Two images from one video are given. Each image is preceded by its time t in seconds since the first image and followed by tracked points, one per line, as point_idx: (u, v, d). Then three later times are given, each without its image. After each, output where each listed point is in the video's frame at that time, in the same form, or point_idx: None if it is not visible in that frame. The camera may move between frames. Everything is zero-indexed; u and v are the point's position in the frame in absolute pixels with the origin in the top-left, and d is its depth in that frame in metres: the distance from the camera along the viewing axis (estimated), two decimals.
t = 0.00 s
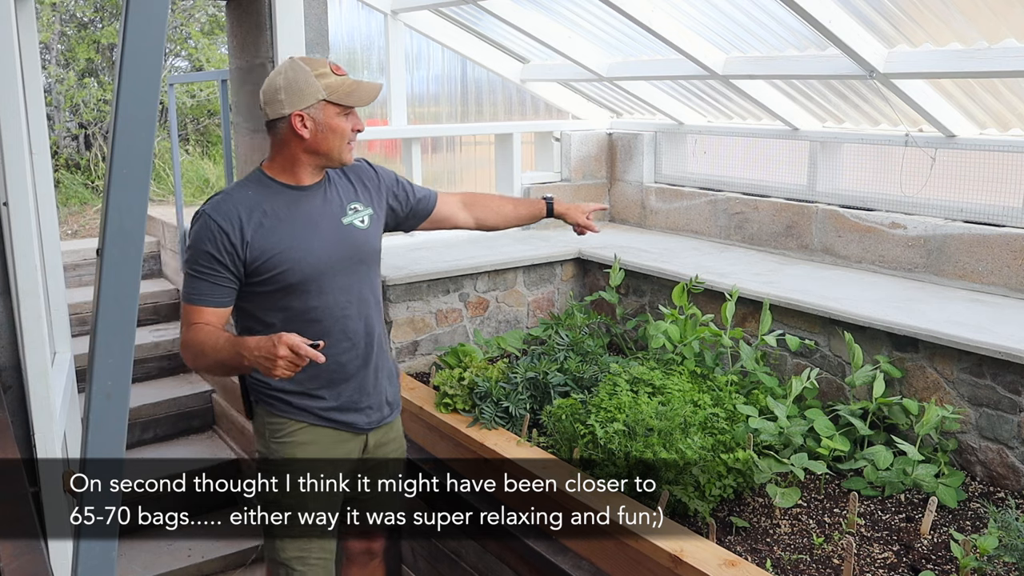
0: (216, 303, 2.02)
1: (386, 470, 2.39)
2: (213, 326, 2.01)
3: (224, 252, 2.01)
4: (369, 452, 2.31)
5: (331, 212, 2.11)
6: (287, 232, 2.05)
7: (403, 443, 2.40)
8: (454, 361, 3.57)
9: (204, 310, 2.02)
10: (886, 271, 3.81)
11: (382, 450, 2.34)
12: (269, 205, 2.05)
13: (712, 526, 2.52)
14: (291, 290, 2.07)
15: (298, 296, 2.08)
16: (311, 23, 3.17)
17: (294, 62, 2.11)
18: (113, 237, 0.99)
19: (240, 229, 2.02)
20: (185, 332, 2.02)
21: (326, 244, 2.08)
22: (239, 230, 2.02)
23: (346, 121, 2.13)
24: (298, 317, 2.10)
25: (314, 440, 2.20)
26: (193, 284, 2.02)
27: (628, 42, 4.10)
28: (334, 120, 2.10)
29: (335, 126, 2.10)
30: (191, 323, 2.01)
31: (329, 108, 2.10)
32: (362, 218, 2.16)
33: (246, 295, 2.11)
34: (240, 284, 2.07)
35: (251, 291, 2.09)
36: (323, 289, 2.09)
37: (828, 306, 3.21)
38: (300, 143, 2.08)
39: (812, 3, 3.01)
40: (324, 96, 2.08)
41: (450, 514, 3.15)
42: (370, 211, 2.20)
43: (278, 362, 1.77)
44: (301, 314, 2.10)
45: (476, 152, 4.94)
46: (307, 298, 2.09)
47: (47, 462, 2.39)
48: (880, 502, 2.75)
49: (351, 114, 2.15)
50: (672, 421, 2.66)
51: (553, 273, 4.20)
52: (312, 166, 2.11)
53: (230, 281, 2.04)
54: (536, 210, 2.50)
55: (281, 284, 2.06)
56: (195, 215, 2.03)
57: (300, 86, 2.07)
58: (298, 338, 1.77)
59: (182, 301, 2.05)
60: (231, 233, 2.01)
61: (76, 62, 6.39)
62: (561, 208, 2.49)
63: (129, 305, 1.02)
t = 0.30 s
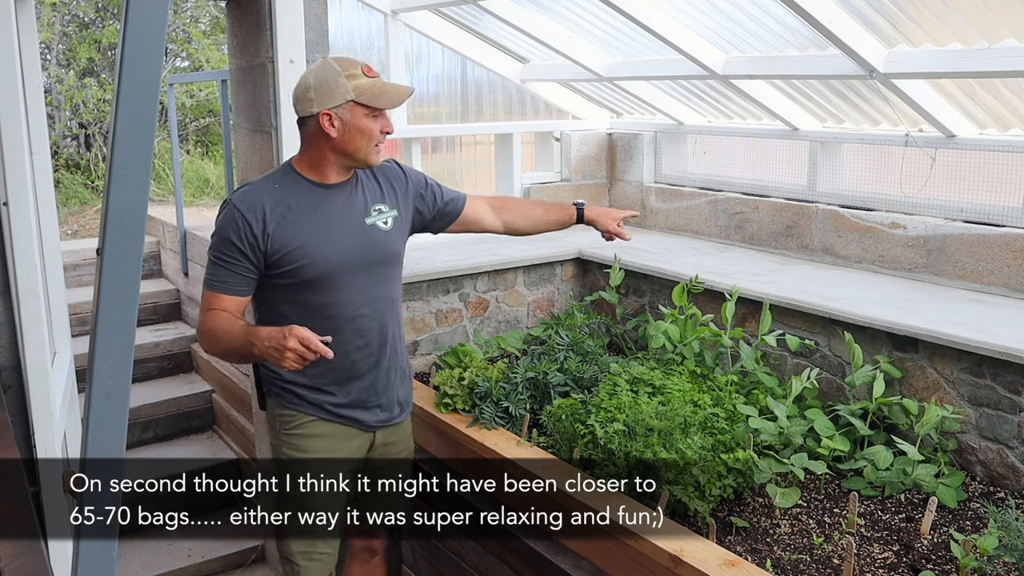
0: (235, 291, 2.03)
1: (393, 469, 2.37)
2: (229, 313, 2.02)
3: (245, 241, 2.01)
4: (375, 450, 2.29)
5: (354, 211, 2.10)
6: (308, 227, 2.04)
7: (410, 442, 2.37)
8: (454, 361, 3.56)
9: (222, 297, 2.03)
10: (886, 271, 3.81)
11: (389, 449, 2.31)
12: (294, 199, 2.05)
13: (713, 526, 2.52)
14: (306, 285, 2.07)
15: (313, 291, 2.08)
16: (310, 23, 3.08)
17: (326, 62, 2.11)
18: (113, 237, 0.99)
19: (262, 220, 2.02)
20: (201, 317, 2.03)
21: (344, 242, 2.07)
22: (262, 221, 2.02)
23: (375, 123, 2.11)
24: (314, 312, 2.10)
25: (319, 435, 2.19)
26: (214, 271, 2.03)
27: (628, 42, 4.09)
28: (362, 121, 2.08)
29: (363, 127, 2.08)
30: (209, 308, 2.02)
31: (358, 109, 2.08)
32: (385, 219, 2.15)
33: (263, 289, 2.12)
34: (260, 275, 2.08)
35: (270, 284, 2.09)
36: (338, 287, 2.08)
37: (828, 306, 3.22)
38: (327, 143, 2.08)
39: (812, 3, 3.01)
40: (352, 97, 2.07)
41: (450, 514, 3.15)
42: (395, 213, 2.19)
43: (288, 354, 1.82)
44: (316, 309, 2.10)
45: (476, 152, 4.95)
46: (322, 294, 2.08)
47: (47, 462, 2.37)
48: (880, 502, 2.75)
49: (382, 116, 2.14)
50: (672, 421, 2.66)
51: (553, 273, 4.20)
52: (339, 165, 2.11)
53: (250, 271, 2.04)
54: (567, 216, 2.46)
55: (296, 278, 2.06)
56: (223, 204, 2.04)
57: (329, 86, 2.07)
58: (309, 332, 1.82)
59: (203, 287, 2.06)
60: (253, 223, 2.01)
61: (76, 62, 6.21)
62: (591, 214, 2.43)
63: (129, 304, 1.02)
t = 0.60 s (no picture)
0: (244, 287, 2.02)
1: (396, 469, 2.37)
2: (238, 309, 2.01)
3: (256, 238, 2.01)
4: (379, 451, 2.29)
5: (365, 212, 2.10)
6: (319, 226, 2.04)
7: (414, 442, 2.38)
8: (454, 361, 3.56)
9: (230, 294, 2.02)
10: (886, 271, 3.80)
11: (393, 449, 2.32)
12: (306, 198, 2.05)
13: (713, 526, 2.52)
14: (314, 284, 2.07)
15: (321, 291, 2.08)
16: (310, 23, 3.08)
17: (341, 62, 2.11)
18: (113, 237, 0.99)
19: (274, 218, 2.02)
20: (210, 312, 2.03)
21: (354, 243, 2.07)
22: (273, 219, 2.02)
23: (386, 124, 2.10)
24: (321, 311, 2.10)
25: (322, 436, 2.19)
26: (224, 267, 2.03)
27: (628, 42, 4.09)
28: (373, 122, 2.08)
29: (374, 128, 2.08)
30: (217, 303, 2.02)
31: (369, 109, 2.08)
32: (395, 221, 2.15)
33: (271, 286, 2.12)
34: (269, 273, 2.08)
35: (278, 281, 2.10)
36: (345, 287, 2.08)
37: (828, 306, 3.22)
38: (337, 141, 2.08)
39: (812, 3, 3.01)
40: (363, 97, 2.07)
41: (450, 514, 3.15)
42: (405, 215, 2.19)
43: (295, 350, 1.83)
44: (324, 308, 2.09)
45: (476, 152, 4.97)
46: (330, 293, 2.08)
47: (47, 462, 2.37)
48: (880, 502, 2.75)
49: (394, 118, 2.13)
50: (672, 421, 2.66)
51: (553, 273, 4.21)
52: (349, 165, 2.10)
53: (260, 268, 2.04)
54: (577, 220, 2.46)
55: (305, 276, 2.06)
56: (235, 200, 2.05)
57: (341, 85, 2.07)
58: (316, 328, 1.83)
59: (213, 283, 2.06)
60: (265, 221, 2.01)
61: (76, 62, 6.16)
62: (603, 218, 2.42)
63: (129, 303, 1.02)
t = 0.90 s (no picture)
0: (247, 287, 2.03)
1: (397, 468, 2.37)
2: (241, 310, 2.01)
3: (258, 239, 2.01)
4: (381, 452, 2.29)
5: (368, 212, 2.10)
6: (321, 227, 2.04)
7: (416, 443, 2.37)
8: (454, 361, 3.56)
9: (233, 294, 2.03)
10: (886, 271, 3.80)
11: (394, 449, 2.31)
12: (309, 198, 2.05)
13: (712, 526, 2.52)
14: (316, 285, 2.07)
15: (323, 291, 2.08)
16: (310, 23, 3.09)
17: (339, 61, 2.11)
18: (113, 237, 0.99)
19: (276, 218, 2.02)
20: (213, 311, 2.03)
21: (356, 244, 2.07)
22: (275, 219, 2.02)
23: (384, 123, 2.09)
24: (323, 312, 2.10)
25: (323, 437, 2.19)
26: (227, 267, 2.03)
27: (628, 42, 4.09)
28: (370, 121, 2.07)
29: (371, 127, 2.07)
30: (219, 303, 2.03)
31: (366, 108, 2.07)
32: (398, 222, 2.14)
33: (275, 286, 2.12)
34: (272, 273, 2.08)
35: (282, 282, 2.10)
36: (347, 288, 2.08)
37: (828, 306, 3.22)
38: (335, 140, 2.08)
39: (812, 3, 3.01)
40: (359, 96, 2.06)
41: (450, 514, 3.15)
42: (409, 216, 2.18)
43: (293, 350, 1.81)
44: (326, 309, 2.09)
45: (476, 152, 4.98)
46: (332, 294, 2.08)
47: (47, 462, 2.37)
48: (880, 502, 2.75)
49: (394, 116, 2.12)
50: (672, 421, 2.66)
51: (553, 273, 4.21)
52: (349, 164, 2.10)
53: (263, 268, 2.04)
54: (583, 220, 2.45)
55: (307, 277, 2.06)
56: (239, 200, 2.05)
57: (338, 84, 2.07)
58: (313, 328, 1.81)
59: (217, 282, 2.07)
60: (267, 221, 2.01)
61: (76, 62, 6.12)
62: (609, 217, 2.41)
63: (129, 303, 1.02)
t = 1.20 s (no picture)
0: (247, 287, 2.04)
1: (397, 468, 2.36)
2: (241, 311, 2.03)
3: (259, 240, 2.02)
4: (382, 452, 2.28)
5: (370, 214, 2.10)
6: (322, 228, 2.04)
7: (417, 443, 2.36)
8: (454, 361, 3.56)
9: (233, 294, 2.04)
10: (886, 271, 3.80)
11: (395, 450, 2.31)
12: (311, 199, 2.06)
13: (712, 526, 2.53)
14: (317, 286, 2.07)
15: (323, 292, 2.08)
16: (310, 23, 3.08)
17: (336, 61, 2.12)
18: (113, 237, 0.99)
19: (277, 219, 2.03)
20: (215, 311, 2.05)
21: (357, 245, 2.06)
22: (276, 220, 2.03)
23: (380, 121, 2.08)
24: (324, 312, 2.10)
25: (323, 437, 2.19)
26: (228, 267, 2.04)
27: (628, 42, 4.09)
28: (365, 119, 2.07)
29: (366, 125, 2.07)
30: (220, 303, 2.04)
31: (362, 106, 2.07)
32: (400, 224, 2.14)
33: (276, 287, 2.13)
34: (273, 273, 2.08)
35: (283, 282, 2.10)
36: (348, 289, 2.08)
37: (828, 306, 3.22)
38: (332, 140, 2.08)
39: (812, 3, 3.01)
40: (354, 95, 2.06)
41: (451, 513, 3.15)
42: (412, 217, 2.17)
43: (286, 351, 1.83)
44: (327, 310, 2.09)
45: (476, 152, 4.98)
46: (332, 295, 2.08)
47: (47, 462, 2.36)
48: (880, 502, 2.75)
49: (392, 114, 2.12)
50: (672, 421, 2.66)
51: (553, 273, 4.21)
52: (347, 164, 2.10)
53: (263, 269, 2.05)
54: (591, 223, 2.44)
55: (307, 279, 2.06)
56: (241, 201, 2.06)
57: (333, 84, 2.07)
58: (306, 329, 1.82)
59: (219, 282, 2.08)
60: (268, 222, 2.02)
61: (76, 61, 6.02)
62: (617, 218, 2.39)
63: (129, 303, 1.02)
